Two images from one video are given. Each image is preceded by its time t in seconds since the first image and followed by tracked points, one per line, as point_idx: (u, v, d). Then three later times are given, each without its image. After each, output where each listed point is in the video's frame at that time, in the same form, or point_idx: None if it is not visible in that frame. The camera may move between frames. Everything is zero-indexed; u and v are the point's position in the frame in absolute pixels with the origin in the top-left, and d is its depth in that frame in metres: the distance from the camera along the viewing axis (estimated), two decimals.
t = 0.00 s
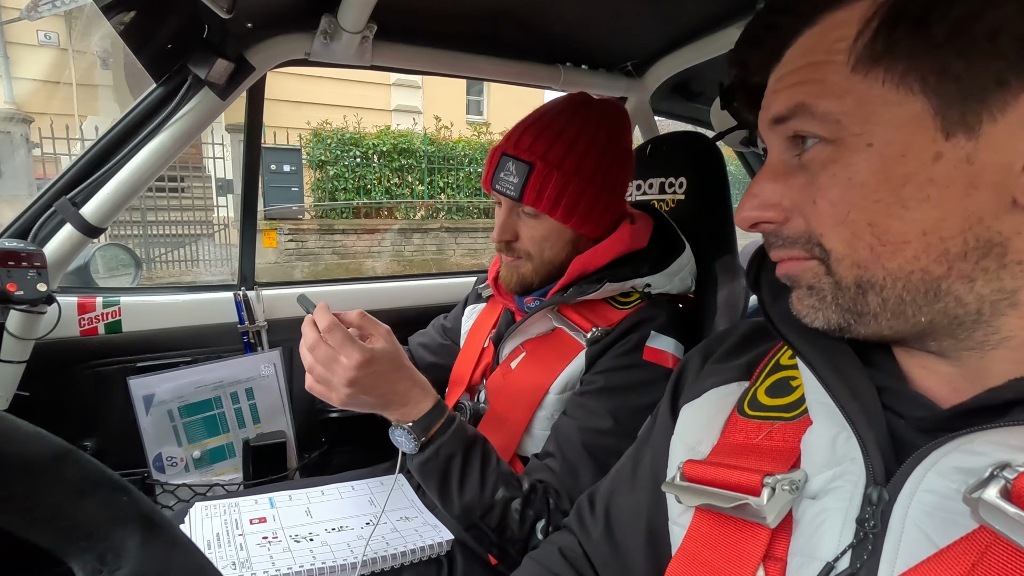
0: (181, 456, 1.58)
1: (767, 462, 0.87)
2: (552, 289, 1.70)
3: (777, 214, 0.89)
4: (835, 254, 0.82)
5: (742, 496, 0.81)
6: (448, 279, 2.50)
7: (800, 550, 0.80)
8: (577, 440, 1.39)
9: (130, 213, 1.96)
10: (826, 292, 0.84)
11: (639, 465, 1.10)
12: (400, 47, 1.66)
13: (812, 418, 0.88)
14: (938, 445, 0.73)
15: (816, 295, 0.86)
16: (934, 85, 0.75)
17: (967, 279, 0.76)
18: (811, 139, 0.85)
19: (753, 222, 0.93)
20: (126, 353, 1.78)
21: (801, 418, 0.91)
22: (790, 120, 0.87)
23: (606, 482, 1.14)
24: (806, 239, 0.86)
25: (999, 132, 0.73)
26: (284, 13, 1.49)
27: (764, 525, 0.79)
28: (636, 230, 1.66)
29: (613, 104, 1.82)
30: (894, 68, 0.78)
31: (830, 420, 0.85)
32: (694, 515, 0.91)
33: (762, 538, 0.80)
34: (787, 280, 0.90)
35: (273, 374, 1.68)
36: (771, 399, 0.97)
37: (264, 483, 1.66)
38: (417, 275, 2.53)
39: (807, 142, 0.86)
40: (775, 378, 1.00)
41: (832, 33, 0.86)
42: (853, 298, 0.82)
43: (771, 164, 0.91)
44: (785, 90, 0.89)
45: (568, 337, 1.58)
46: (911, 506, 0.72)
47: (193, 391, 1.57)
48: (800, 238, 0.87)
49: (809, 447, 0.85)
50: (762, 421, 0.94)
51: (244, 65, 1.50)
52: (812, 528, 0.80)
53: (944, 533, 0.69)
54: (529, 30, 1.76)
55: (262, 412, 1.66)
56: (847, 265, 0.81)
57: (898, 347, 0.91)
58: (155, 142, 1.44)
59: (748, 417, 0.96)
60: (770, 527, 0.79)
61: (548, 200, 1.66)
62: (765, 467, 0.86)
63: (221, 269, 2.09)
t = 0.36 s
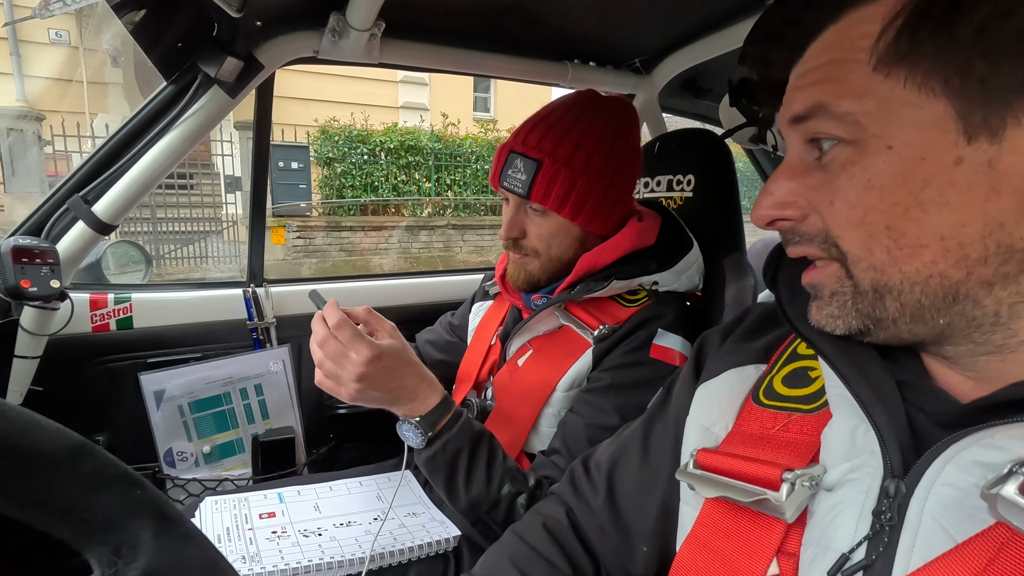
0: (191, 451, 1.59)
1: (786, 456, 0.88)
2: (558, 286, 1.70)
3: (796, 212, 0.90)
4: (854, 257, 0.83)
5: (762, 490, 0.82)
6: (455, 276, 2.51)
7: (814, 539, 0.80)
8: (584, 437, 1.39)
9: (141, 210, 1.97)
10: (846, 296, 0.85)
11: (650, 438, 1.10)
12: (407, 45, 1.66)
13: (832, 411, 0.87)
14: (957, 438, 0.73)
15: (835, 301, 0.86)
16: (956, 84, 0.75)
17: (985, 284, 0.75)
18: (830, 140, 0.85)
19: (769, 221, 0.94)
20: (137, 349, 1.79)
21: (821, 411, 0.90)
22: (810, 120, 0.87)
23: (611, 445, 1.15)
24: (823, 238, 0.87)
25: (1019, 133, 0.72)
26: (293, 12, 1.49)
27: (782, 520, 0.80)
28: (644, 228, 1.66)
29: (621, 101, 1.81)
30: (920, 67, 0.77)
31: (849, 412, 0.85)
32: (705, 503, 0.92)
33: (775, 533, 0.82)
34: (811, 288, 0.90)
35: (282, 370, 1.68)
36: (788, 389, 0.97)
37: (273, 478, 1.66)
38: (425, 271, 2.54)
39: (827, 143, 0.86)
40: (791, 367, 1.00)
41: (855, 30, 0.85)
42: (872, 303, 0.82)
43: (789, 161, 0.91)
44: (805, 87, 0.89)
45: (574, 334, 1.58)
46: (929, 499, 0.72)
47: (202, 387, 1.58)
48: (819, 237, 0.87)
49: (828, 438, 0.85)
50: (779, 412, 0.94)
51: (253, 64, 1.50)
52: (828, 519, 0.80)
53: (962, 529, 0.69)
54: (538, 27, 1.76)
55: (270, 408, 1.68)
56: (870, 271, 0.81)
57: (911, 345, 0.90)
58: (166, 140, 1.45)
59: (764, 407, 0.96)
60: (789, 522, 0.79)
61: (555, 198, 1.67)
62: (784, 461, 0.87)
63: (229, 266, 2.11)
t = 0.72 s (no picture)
0: (182, 456, 1.58)
1: (776, 457, 0.88)
2: (551, 290, 1.70)
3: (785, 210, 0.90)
4: (840, 253, 0.83)
5: (753, 492, 0.82)
6: (448, 280, 2.51)
7: (804, 534, 0.80)
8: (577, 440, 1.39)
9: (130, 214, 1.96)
10: (832, 291, 0.85)
11: (641, 434, 1.10)
12: (400, 50, 1.66)
13: (824, 408, 0.87)
14: (949, 430, 0.73)
15: (822, 295, 0.87)
16: (945, 87, 0.75)
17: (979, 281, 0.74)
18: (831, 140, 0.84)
19: (761, 217, 0.94)
20: (126, 354, 1.78)
21: (811, 411, 0.91)
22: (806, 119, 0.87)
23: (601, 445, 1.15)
24: (812, 234, 0.87)
25: (1006, 137, 0.72)
26: (285, 16, 1.49)
27: (773, 521, 0.81)
28: (636, 232, 1.66)
29: (613, 106, 1.82)
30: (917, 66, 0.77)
31: (841, 407, 0.85)
32: (696, 504, 0.92)
33: (766, 531, 0.82)
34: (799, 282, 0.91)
35: (274, 375, 1.68)
36: (778, 390, 0.97)
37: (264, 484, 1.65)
38: (417, 275, 2.54)
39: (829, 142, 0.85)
40: (782, 369, 1.00)
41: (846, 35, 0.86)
42: (857, 298, 0.83)
43: (783, 160, 0.91)
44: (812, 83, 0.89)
45: (567, 337, 1.58)
46: (919, 493, 0.72)
47: (193, 392, 1.57)
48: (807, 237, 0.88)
49: (819, 436, 0.85)
50: (770, 413, 0.94)
51: (245, 68, 1.50)
52: (818, 514, 0.80)
53: (952, 521, 0.69)
54: (530, 31, 1.76)
55: (262, 413, 1.66)
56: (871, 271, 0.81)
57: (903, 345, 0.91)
58: (156, 144, 1.44)
59: (754, 408, 0.96)
60: (780, 524, 0.80)
61: (548, 202, 1.67)
62: (775, 462, 0.87)
63: (219, 270, 2.09)
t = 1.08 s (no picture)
0: (142, 471, 1.54)
1: (741, 455, 0.90)
2: (523, 294, 1.71)
3: (919, 191, 0.73)
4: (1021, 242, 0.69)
5: (719, 490, 0.84)
6: (418, 286, 2.50)
7: (769, 531, 0.82)
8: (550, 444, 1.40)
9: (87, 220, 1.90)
10: (992, 293, 0.69)
11: (612, 437, 1.11)
12: (368, 55, 1.65)
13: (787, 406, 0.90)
14: (905, 428, 0.75)
15: (972, 299, 0.70)
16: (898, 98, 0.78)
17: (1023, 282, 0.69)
18: (985, 100, 0.73)
19: (875, 206, 0.75)
20: (81, 365, 1.72)
21: (774, 410, 0.93)
22: (942, 75, 0.76)
23: (570, 442, 1.16)
24: (968, 221, 0.71)
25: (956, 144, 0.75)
26: (249, 18, 1.47)
27: (739, 519, 0.82)
28: (605, 236, 1.68)
29: (581, 112, 1.84)
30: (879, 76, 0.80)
31: (802, 406, 0.87)
32: (666, 505, 0.93)
33: (733, 530, 0.83)
34: (908, 286, 0.73)
35: (239, 385, 1.65)
36: (743, 391, 0.99)
37: (229, 497, 1.62)
38: (387, 281, 2.52)
39: (975, 104, 0.74)
40: (747, 369, 1.02)
41: (858, 26, 0.84)
42: None
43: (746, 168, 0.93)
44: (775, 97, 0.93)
45: (538, 342, 1.60)
46: (877, 489, 0.74)
47: (154, 403, 1.53)
48: (955, 224, 0.71)
49: (782, 435, 0.88)
50: (735, 413, 0.96)
51: (208, 70, 1.48)
52: (782, 511, 0.82)
53: (908, 515, 0.71)
54: (499, 37, 1.77)
55: (227, 424, 1.63)
56: None
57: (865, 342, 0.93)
58: (114, 147, 1.40)
59: (720, 408, 0.98)
60: (746, 521, 0.82)
61: (517, 207, 1.68)
62: (740, 461, 0.89)
63: (181, 276, 2.04)
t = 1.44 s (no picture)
0: (99, 486, 1.50)
1: (691, 452, 0.94)
2: (488, 300, 1.74)
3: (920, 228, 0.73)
4: (1004, 269, 0.72)
5: (669, 485, 0.88)
6: (385, 293, 2.51)
7: (715, 522, 0.86)
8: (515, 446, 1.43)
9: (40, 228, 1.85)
10: (975, 317, 0.73)
11: (573, 441, 1.15)
12: (333, 65, 1.67)
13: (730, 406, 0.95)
14: (833, 423, 0.80)
15: (959, 325, 0.73)
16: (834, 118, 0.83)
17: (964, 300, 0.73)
18: (964, 131, 0.75)
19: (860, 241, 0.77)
20: (34, 379, 1.69)
21: (721, 408, 0.98)
22: (931, 116, 0.76)
23: (533, 451, 1.20)
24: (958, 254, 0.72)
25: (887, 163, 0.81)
26: (211, 26, 1.47)
27: (686, 511, 0.86)
28: (568, 244, 1.73)
29: (545, 123, 1.89)
30: (813, 104, 0.85)
31: (745, 406, 0.93)
32: (622, 503, 0.97)
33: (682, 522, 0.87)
34: (904, 321, 0.75)
35: (201, 396, 1.63)
36: (693, 391, 1.04)
37: (192, 509, 1.63)
38: (354, 288, 2.52)
39: (956, 135, 0.75)
40: (697, 372, 1.07)
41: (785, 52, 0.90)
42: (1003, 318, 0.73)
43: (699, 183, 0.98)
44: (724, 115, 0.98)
45: (505, 347, 1.62)
46: (809, 479, 0.79)
47: (112, 416, 1.50)
48: (951, 257, 0.72)
49: (727, 432, 0.93)
50: (686, 413, 1.01)
51: (169, 78, 1.47)
52: (727, 503, 0.86)
53: (836, 502, 0.77)
54: (463, 50, 1.81)
55: (189, 435, 1.62)
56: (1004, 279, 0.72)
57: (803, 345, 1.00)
58: (70, 154, 1.38)
59: (673, 410, 1.03)
60: (693, 513, 0.86)
61: (482, 215, 1.71)
62: (689, 457, 0.93)
63: (138, 285, 2.02)
